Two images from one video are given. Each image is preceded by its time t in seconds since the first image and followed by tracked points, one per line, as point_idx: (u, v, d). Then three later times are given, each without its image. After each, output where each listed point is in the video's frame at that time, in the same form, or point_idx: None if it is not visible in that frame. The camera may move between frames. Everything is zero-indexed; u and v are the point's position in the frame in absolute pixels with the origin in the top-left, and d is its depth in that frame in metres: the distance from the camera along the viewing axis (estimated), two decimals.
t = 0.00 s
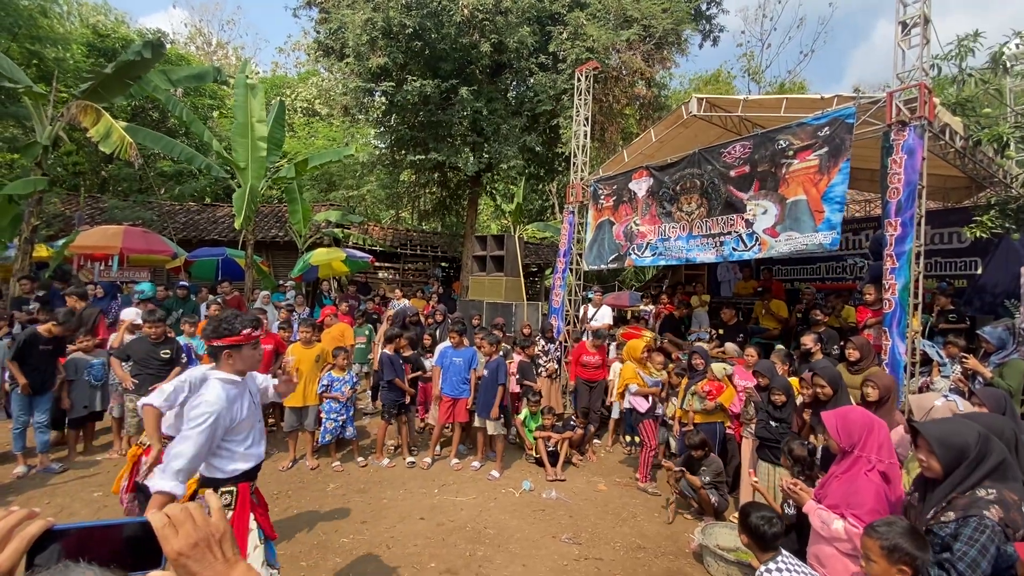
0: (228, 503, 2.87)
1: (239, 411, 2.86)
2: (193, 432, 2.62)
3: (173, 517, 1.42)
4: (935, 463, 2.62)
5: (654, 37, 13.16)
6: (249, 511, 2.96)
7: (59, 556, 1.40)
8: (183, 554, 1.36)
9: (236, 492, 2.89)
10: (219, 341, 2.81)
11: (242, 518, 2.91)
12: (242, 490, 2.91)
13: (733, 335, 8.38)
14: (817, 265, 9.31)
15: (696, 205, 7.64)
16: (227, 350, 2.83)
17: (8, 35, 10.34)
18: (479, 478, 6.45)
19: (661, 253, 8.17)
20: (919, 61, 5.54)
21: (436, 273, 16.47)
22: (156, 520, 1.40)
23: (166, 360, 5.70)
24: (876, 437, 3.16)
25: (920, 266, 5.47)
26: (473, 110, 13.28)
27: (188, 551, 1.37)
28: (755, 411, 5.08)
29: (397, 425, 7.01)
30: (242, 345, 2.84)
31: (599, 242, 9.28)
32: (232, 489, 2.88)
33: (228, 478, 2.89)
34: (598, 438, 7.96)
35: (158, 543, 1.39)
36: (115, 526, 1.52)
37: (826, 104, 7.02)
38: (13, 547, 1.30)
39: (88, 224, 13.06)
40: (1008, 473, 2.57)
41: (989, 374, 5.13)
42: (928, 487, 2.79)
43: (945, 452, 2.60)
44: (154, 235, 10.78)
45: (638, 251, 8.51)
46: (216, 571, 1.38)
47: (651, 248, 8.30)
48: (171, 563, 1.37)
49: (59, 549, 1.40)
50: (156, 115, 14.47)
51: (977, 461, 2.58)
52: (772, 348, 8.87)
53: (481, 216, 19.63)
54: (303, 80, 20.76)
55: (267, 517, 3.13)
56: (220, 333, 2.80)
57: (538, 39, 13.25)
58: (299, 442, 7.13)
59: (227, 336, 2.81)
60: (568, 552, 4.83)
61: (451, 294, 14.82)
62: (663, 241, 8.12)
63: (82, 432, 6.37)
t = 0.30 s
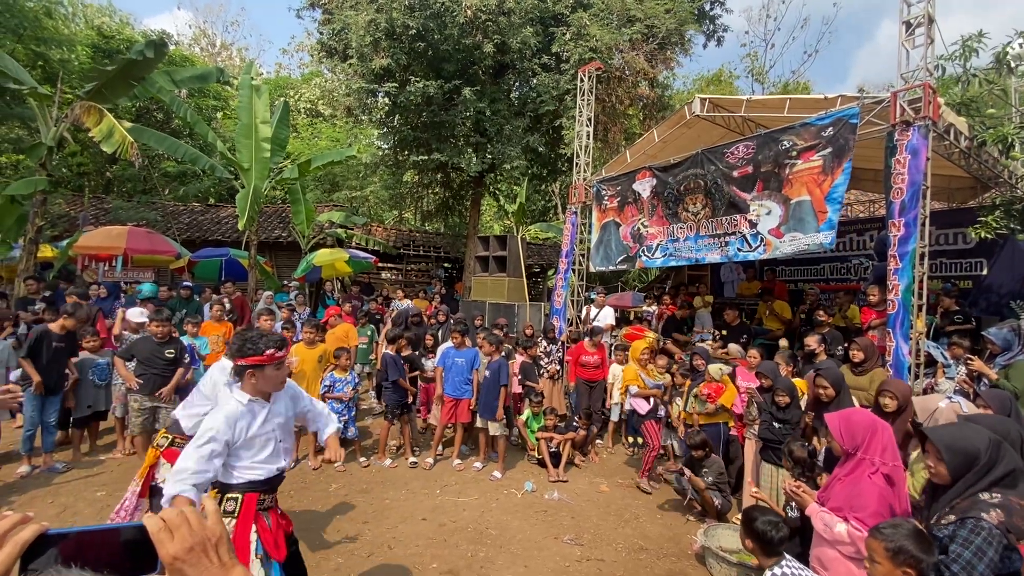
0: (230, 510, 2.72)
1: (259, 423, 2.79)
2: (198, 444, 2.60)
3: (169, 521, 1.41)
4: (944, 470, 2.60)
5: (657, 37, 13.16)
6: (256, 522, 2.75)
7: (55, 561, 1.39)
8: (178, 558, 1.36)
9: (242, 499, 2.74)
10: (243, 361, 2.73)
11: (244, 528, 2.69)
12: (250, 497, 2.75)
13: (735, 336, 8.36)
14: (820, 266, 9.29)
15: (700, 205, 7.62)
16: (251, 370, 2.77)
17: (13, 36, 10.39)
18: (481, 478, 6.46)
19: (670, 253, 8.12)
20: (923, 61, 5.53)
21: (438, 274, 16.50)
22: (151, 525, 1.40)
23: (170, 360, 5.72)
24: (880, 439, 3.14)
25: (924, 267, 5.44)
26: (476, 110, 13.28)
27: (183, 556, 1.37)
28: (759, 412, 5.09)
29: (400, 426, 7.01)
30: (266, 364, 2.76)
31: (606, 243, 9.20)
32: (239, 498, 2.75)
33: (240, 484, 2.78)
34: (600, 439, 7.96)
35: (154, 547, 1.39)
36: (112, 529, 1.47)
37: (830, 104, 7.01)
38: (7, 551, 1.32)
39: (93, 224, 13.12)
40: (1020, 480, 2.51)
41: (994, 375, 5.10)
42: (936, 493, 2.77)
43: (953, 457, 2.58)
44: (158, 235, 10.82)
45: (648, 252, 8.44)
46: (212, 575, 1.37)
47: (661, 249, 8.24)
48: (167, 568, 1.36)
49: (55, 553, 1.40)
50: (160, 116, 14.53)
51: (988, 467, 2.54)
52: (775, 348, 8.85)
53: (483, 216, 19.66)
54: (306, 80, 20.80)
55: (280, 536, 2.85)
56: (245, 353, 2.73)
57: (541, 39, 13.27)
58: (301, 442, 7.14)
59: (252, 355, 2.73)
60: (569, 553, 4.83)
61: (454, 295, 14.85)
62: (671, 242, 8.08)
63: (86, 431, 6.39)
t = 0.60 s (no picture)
0: (242, 495, 2.80)
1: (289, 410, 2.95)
2: (252, 424, 2.72)
3: (164, 521, 1.41)
4: (958, 477, 2.56)
5: (662, 37, 13.15)
6: (263, 508, 2.77)
7: (53, 560, 1.47)
8: (174, 558, 1.36)
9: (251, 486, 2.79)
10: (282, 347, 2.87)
11: (249, 513, 2.73)
12: (257, 486, 2.77)
13: (741, 337, 8.32)
14: (827, 266, 9.25)
15: (706, 206, 7.60)
16: (288, 355, 2.89)
17: (23, 39, 10.47)
18: (485, 479, 6.45)
19: (680, 252, 8.10)
20: (930, 60, 5.50)
21: (442, 274, 16.54)
22: (146, 525, 1.40)
23: (177, 359, 5.75)
24: (887, 441, 3.13)
25: (931, 268, 5.41)
26: (481, 111, 13.30)
27: (179, 555, 1.37)
28: (766, 414, 5.05)
29: (404, 426, 7.03)
30: (302, 353, 2.88)
31: (618, 243, 9.15)
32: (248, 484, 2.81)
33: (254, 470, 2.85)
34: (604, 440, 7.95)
35: (150, 547, 1.39)
36: (110, 530, 1.56)
37: (836, 104, 6.98)
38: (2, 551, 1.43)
39: (100, 225, 13.22)
40: None
41: (1002, 377, 5.06)
42: (948, 499, 2.74)
43: (968, 465, 2.53)
44: (165, 236, 10.88)
45: (659, 253, 8.41)
46: (208, 574, 1.39)
47: (671, 249, 8.22)
48: (163, 568, 1.37)
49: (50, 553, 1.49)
50: (167, 118, 14.62)
51: (1001, 475, 2.52)
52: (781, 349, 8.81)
53: (488, 217, 19.69)
54: (312, 82, 20.88)
55: (291, 520, 2.87)
56: (285, 339, 2.85)
57: (546, 40, 13.29)
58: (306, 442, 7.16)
59: (291, 343, 2.86)
60: (574, 554, 4.82)
61: (458, 296, 14.89)
62: (678, 243, 8.07)
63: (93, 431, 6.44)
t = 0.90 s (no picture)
0: (264, 484, 2.99)
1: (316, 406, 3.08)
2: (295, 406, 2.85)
3: (165, 518, 1.42)
4: (970, 476, 2.55)
5: (668, 38, 13.12)
6: (283, 498, 2.94)
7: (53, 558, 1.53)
8: (175, 555, 1.38)
9: (271, 479, 2.97)
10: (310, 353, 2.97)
11: (269, 503, 2.91)
12: (278, 477, 2.95)
13: (748, 338, 8.28)
14: (834, 267, 9.21)
15: (712, 206, 7.57)
16: (311, 361, 2.97)
17: (34, 43, 10.57)
18: (491, 480, 6.45)
19: (685, 254, 8.10)
20: (939, 59, 5.47)
21: (448, 276, 16.58)
22: (147, 522, 1.40)
23: (185, 358, 5.76)
24: (896, 442, 3.11)
25: (940, 269, 5.37)
26: (486, 113, 13.32)
27: (180, 552, 1.38)
28: (774, 415, 5.02)
29: (411, 427, 7.04)
30: (326, 360, 2.97)
31: (628, 242, 9.09)
32: (271, 474, 2.98)
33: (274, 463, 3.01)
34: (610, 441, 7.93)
35: (151, 544, 1.40)
36: (111, 528, 1.59)
37: (843, 104, 6.94)
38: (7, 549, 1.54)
39: (109, 228, 13.33)
40: None
41: (1013, 378, 5.02)
42: (960, 501, 2.71)
43: (978, 464, 2.52)
44: (173, 238, 10.95)
45: (665, 253, 8.40)
46: (210, 570, 1.40)
47: (676, 250, 8.22)
48: (164, 565, 1.38)
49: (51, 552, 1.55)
50: (175, 120, 14.71)
51: (1015, 476, 2.48)
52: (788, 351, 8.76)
53: (494, 218, 19.72)
54: (318, 84, 20.95)
55: (310, 508, 3.00)
56: (308, 346, 2.93)
57: (551, 41, 13.31)
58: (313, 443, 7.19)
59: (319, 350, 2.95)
60: (580, 555, 4.81)
61: (463, 297, 14.92)
62: (684, 243, 8.06)
63: (103, 431, 6.49)
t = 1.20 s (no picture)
0: (292, 473, 3.33)
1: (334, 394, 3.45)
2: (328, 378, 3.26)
3: (177, 515, 1.44)
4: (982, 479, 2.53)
5: (674, 38, 13.10)
6: (309, 484, 3.30)
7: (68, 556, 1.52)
8: (188, 552, 1.39)
9: (300, 468, 3.33)
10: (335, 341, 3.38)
11: (297, 489, 3.26)
12: (306, 465, 3.31)
13: (756, 339, 8.24)
14: (843, 267, 9.17)
15: (719, 206, 7.55)
16: (337, 348, 3.39)
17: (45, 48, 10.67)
18: (498, 481, 6.45)
19: (691, 255, 8.08)
20: (948, 57, 5.42)
21: (455, 277, 16.60)
22: (159, 519, 1.42)
23: (195, 360, 5.82)
24: (906, 442, 3.09)
25: (951, 268, 5.33)
26: (492, 115, 13.33)
27: (193, 549, 1.40)
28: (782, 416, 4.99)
29: (418, 428, 7.06)
30: (350, 347, 3.39)
31: (636, 243, 9.08)
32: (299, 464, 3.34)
33: (300, 454, 3.37)
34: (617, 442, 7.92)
35: (164, 540, 1.42)
36: (126, 526, 1.57)
37: (851, 103, 6.91)
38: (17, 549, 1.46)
39: (119, 231, 13.45)
40: None
41: None
42: (974, 504, 2.69)
43: (990, 466, 2.51)
44: (182, 241, 11.03)
45: (672, 254, 8.39)
46: (222, 566, 1.41)
47: (682, 251, 8.21)
48: (178, 561, 1.40)
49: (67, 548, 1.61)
50: (184, 124, 14.82)
51: None
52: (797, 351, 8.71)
53: (500, 219, 19.74)
54: (325, 87, 21.03)
55: (331, 495, 3.36)
56: (335, 335, 3.35)
57: (557, 43, 13.32)
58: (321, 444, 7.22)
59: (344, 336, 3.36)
60: (588, 556, 4.80)
61: (470, 298, 14.93)
62: (691, 244, 8.04)
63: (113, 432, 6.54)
